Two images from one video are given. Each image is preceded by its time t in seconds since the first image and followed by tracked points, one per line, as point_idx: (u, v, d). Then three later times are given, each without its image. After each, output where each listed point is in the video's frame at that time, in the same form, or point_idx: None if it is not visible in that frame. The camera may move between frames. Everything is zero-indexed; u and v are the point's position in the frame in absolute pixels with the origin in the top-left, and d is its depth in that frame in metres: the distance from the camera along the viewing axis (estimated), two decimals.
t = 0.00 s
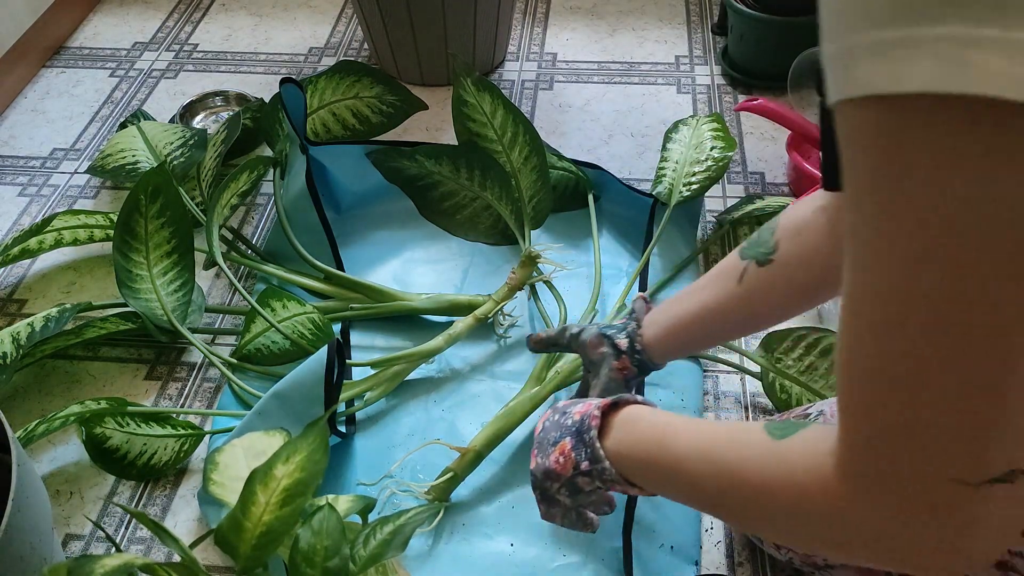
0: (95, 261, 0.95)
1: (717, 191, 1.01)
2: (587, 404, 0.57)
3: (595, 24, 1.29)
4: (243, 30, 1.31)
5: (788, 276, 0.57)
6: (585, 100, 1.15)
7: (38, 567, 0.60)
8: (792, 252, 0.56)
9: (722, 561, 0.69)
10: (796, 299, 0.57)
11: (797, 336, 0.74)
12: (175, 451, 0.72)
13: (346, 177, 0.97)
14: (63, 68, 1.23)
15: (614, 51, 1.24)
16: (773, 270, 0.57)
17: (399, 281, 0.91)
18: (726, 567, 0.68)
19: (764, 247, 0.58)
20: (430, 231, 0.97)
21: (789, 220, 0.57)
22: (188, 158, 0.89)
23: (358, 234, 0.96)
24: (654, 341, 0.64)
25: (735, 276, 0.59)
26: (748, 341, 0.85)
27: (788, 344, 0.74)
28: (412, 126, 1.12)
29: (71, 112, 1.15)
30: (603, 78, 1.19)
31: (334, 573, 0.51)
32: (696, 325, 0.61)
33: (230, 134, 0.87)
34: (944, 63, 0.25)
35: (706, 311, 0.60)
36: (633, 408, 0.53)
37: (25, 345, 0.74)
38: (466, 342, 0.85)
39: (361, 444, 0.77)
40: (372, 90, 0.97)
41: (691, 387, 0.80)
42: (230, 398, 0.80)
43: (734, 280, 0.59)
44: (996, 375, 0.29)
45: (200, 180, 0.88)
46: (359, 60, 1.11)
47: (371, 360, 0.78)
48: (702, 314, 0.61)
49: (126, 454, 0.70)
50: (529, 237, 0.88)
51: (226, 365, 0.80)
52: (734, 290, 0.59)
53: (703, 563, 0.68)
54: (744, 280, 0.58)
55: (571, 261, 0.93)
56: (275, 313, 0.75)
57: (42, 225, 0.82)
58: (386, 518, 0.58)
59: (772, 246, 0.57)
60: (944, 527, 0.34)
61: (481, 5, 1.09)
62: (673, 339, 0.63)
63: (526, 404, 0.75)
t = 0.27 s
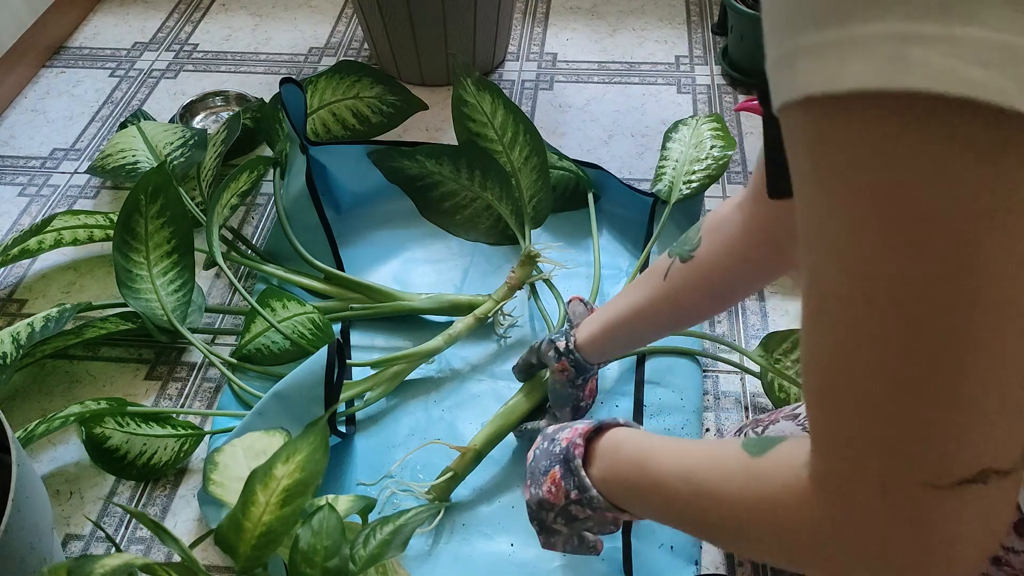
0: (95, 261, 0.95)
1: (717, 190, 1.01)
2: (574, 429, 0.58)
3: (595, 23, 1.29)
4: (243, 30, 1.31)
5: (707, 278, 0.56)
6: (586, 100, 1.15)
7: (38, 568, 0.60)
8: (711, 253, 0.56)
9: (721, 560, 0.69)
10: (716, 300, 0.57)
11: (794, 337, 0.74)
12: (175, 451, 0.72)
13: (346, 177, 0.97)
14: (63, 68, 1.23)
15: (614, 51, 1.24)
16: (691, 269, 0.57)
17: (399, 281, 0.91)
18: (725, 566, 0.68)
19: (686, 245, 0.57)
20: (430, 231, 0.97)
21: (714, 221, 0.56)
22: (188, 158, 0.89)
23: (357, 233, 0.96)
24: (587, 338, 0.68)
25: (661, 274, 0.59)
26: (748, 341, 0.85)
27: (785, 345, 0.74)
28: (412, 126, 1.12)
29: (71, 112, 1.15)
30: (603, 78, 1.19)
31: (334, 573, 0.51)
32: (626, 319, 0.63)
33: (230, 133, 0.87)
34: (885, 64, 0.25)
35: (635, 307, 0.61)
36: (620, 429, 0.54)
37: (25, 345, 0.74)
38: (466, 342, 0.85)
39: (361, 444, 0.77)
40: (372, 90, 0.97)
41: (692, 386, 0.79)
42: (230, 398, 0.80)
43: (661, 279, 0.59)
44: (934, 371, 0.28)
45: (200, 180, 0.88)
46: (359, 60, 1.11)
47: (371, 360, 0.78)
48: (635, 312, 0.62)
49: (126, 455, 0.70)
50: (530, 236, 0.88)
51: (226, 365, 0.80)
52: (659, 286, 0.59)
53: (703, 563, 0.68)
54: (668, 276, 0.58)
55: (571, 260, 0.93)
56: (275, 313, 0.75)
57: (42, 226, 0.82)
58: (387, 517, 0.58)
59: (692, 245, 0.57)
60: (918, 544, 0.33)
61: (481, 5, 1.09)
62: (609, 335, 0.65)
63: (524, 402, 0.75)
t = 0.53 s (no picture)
0: (95, 261, 0.95)
1: (717, 190, 1.01)
2: (612, 509, 0.57)
3: (595, 24, 1.29)
4: (242, 30, 1.31)
5: (798, 361, 0.56)
6: (586, 100, 1.15)
7: (38, 567, 0.60)
8: (811, 339, 0.55)
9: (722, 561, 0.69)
10: (798, 383, 0.57)
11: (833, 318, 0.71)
12: (175, 451, 0.72)
13: (346, 177, 0.97)
14: (63, 68, 1.23)
15: (614, 51, 1.24)
16: (782, 348, 0.56)
17: (399, 281, 0.91)
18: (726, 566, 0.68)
19: (783, 325, 0.56)
20: (431, 230, 0.97)
21: (820, 306, 0.55)
22: (189, 158, 0.89)
23: (358, 234, 0.96)
24: (623, 370, 0.66)
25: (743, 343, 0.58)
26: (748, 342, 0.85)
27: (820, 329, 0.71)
28: (412, 126, 1.12)
29: (71, 112, 1.15)
30: (603, 78, 1.19)
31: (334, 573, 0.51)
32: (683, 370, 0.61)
33: (230, 134, 0.87)
34: None
35: (699, 364, 0.60)
36: (679, 533, 0.53)
37: (25, 345, 0.74)
38: (466, 341, 0.85)
39: (361, 444, 0.77)
40: (372, 90, 0.97)
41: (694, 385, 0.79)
42: (230, 398, 0.80)
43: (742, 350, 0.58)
44: None
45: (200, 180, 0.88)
46: (359, 60, 1.11)
47: (371, 360, 0.78)
48: (697, 371, 0.61)
49: (126, 455, 0.70)
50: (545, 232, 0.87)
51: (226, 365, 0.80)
52: (739, 356, 0.58)
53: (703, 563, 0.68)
54: (750, 348, 0.57)
55: (574, 259, 0.93)
56: (275, 313, 0.75)
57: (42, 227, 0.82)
58: (387, 517, 0.58)
59: (790, 325, 0.56)
60: None
61: (481, 5, 1.09)
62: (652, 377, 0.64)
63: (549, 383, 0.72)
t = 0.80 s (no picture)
0: (95, 261, 0.95)
1: (717, 190, 1.01)
2: (717, 548, 0.52)
3: (595, 24, 1.29)
4: (243, 30, 1.31)
5: (923, 301, 0.47)
6: (586, 100, 1.15)
7: (38, 568, 0.60)
8: (953, 282, 0.46)
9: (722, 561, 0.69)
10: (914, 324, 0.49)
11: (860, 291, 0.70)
12: (175, 451, 0.72)
13: (346, 177, 0.97)
14: (63, 68, 1.23)
15: (614, 51, 1.24)
16: (917, 281, 0.47)
17: (399, 281, 0.92)
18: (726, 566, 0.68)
19: (925, 254, 0.47)
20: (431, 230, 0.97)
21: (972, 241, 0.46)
22: (188, 158, 0.89)
23: (358, 233, 0.96)
24: (722, 252, 0.53)
25: (873, 263, 0.48)
26: (748, 342, 0.85)
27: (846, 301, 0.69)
28: (413, 126, 1.12)
29: (71, 112, 1.15)
30: (603, 78, 1.19)
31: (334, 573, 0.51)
32: (787, 272, 0.50)
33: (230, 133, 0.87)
34: None
35: (813, 268, 0.49)
36: None
37: (25, 345, 0.74)
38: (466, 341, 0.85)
39: (361, 443, 0.77)
40: (372, 90, 0.97)
41: (696, 384, 0.79)
42: (230, 398, 0.80)
43: (870, 271, 0.48)
44: None
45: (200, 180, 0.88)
46: (359, 60, 1.11)
47: (370, 360, 0.78)
48: (813, 282, 0.50)
49: (126, 455, 0.70)
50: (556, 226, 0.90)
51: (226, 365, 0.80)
52: (861, 278, 0.48)
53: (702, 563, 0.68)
54: (877, 272, 0.48)
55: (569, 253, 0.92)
56: (275, 313, 0.75)
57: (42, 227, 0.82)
58: (387, 518, 0.58)
59: (935, 256, 0.47)
60: None
61: (481, 5, 1.09)
62: (759, 271, 0.51)
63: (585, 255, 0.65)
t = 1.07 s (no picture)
0: (95, 261, 0.95)
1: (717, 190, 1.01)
2: (770, 549, 0.45)
3: (595, 23, 1.29)
4: (243, 30, 1.31)
5: (1010, 283, 0.49)
6: (586, 100, 1.15)
7: (38, 568, 0.60)
8: None
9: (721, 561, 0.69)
10: (989, 303, 0.50)
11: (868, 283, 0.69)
12: (175, 451, 0.72)
13: (346, 177, 0.97)
14: (63, 68, 1.23)
15: (614, 51, 1.24)
16: (1008, 262, 0.48)
17: (399, 281, 0.92)
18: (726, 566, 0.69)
19: None
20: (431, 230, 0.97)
21: None
22: (188, 157, 0.89)
23: (358, 234, 0.96)
24: (809, 200, 0.54)
25: (969, 238, 0.49)
26: (749, 342, 0.85)
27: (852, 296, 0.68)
28: (413, 127, 1.12)
29: (71, 112, 1.15)
30: (603, 78, 1.19)
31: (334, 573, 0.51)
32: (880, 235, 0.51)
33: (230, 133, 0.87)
34: None
35: (905, 233, 0.51)
36: None
37: (25, 345, 0.74)
38: (466, 341, 0.85)
39: (361, 444, 0.77)
40: (372, 90, 0.97)
41: (696, 384, 0.79)
42: (230, 398, 0.80)
43: (965, 245, 0.49)
44: None
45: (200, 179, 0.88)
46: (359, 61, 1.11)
47: (371, 360, 0.78)
48: (901, 250, 0.51)
49: (126, 455, 0.70)
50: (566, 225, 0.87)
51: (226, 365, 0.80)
52: (953, 252, 0.50)
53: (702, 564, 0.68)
54: (973, 248, 0.49)
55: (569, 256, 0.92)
56: (275, 313, 0.75)
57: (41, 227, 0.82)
58: (387, 518, 0.58)
59: None
60: None
61: (481, 5, 1.09)
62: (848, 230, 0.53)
63: (639, 180, 0.64)
